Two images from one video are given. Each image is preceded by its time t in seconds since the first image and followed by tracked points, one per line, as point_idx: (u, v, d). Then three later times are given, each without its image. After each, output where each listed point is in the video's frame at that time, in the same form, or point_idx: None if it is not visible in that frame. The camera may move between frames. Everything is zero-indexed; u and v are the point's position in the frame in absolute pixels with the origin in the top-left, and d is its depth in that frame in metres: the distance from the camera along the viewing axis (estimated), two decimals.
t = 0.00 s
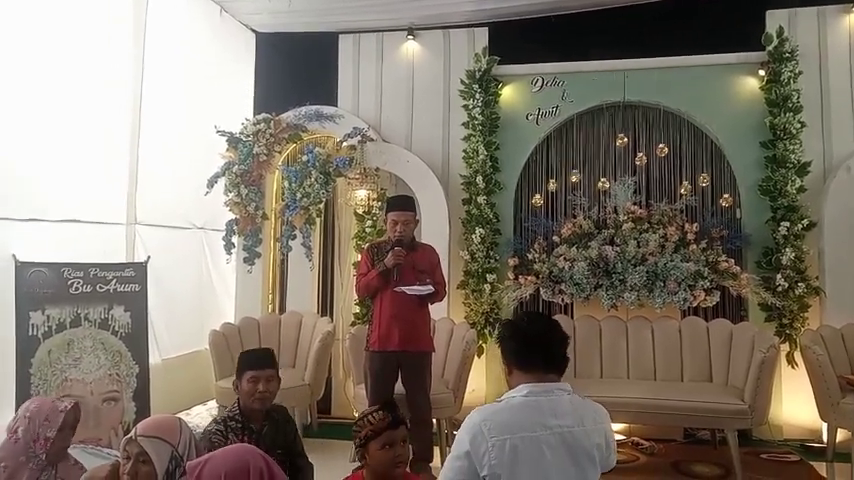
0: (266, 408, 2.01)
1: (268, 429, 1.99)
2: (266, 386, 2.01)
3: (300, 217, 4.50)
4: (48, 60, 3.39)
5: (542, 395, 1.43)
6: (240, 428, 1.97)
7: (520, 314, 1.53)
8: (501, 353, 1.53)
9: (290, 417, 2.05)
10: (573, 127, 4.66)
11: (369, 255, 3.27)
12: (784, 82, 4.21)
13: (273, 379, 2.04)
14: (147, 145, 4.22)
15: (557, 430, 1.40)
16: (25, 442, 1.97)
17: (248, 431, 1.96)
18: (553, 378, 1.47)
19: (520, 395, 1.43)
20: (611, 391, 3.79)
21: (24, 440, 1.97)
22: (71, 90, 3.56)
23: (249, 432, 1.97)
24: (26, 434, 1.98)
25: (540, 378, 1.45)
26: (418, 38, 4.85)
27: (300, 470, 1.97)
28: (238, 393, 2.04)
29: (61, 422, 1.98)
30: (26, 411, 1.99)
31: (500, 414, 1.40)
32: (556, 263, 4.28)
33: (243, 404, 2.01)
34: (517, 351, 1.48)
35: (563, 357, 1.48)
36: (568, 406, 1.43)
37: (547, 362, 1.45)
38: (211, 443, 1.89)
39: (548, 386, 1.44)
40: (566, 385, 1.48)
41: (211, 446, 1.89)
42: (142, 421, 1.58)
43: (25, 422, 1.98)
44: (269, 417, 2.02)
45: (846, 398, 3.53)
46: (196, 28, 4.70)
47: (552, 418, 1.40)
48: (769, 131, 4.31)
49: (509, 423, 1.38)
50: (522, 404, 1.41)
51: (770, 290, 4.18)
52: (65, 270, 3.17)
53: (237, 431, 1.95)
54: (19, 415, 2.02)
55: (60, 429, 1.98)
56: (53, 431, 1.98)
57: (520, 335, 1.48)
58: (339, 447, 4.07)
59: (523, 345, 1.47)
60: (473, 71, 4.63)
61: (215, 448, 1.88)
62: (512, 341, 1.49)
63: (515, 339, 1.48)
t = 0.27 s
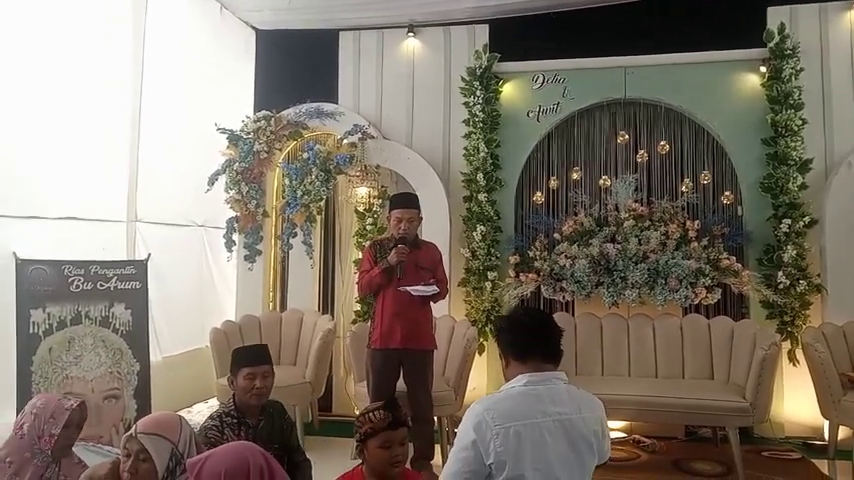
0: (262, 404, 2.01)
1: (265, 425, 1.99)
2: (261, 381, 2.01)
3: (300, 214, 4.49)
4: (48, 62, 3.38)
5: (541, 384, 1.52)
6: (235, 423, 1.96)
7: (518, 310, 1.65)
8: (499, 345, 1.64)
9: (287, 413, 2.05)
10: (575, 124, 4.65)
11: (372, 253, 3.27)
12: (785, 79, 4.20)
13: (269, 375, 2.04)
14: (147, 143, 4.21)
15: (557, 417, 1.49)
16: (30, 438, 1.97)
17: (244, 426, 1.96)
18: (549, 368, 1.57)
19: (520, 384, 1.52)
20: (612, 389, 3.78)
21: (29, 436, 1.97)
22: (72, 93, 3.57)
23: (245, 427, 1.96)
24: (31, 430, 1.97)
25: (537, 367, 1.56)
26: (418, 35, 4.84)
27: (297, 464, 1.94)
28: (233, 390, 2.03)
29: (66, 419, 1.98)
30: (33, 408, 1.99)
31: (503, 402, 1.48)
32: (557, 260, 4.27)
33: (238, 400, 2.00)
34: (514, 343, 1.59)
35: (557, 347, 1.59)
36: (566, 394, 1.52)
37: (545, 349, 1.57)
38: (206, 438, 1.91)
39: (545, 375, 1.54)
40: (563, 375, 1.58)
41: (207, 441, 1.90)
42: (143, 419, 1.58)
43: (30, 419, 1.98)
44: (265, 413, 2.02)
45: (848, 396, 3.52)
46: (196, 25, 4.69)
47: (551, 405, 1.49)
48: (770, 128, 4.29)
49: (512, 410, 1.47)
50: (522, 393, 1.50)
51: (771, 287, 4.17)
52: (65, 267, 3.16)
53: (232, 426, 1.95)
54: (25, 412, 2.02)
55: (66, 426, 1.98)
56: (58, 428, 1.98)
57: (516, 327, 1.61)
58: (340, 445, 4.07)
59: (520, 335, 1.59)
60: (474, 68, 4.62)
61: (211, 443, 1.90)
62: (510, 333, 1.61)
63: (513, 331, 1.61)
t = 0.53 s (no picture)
0: (258, 402, 2.01)
1: (260, 424, 1.99)
2: (256, 380, 2.00)
3: (299, 215, 4.48)
4: (49, 62, 3.39)
5: (537, 381, 1.55)
6: (231, 422, 1.96)
7: (516, 309, 1.65)
8: (497, 344, 1.65)
9: (282, 412, 2.06)
10: (573, 125, 4.65)
11: (372, 253, 3.27)
12: (784, 81, 4.21)
13: (264, 373, 2.04)
14: (146, 144, 4.21)
15: (552, 413, 1.50)
16: (29, 439, 1.96)
17: (239, 425, 1.96)
18: (547, 365, 1.59)
19: (516, 381, 1.55)
20: (610, 389, 3.79)
21: (27, 436, 1.96)
22: (72, 94, 3.57)
23: (240, 425, 1.97)
24: (30, 431, 1.97)
25: (535, 366, 1.58)
26: (418, 36, 4.84)
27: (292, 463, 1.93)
28: (228, 389, 2.02)
29: (65, 420, 1.97)
30: (31, 408, 1.99)
31: (498, 398, 1.51)
32: (556, 262, 4.27)
33: (233, 399, 1.99)
34: (513, 342, 1.60)
35: (555, 346, 1.61)
36: (562, 391, 1.54)
37: (543, 347, 1.59)
38: (203, 437, 1.91)
39: (541, 373, 1.56)
40: (559, 373, 1.60)
41: (204, 440, 1.91)
42: (140, 418, 1.57)
43: (29, 420, 1.98)
44: (260, 411, 2.02)
45: (846, 397, 3.53)
46: (195, 25, 4.69)
47: (546, 401, 1.51)
48: (769, 130, 4.30)
49: (507, 406, 1.49)
50: (518, 389, 1.53)
51: (769, 289, 4.17)
52: (64, 266, 3.16)
53: (228, 425, 1.96)
54: (24, 412, 2.01)
55: (64, 427, 1.97)
56: (56, 429, 1.97)
57: (514, 327, 1.62)
58: (338, 445, 4.07)
59: (517, 334, 1.60)
60: (473, 69, 4.62)
61: (206, 442, 1.90)
62: (509, 333, 1.62)
63: (512, 331, 1.61)
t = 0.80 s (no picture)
0: (253, 401, 2.01)
1: (256, 423, 1.99)
2: (252, 378, 2.01)
3: (298, 214, 4.49)
4: (50, 61, 3.40)
5: (530, 378, 1.58)
6: (227, 421, 1.97)
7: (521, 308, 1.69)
8: (499, 340, 1.69)
9: (279, 411, 2.06)
10: (572, 126, 4.66)
11: (372, 253, 3.28)
12: (783, 82, 4.22)
13: (260, 372, 2.04)
14: (145, 144, 4.22)
15: (540, 409, 1.54)
16: (28, 440, 1.97)
17: (236, 424, 1.97)
18: (543, 363, 1.61)
19: (509, 377, 1.60)
20: (608, 390, 3.79)
21: (26, 437, 1.97)
22: (72, 94, 3.58)
23: (236, 425, 1.97)
24: (29, 432, 1.98)
25: (533, 362, 1.61)
26: (417, 37, 4.85)
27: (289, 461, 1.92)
28: (224, 388, 2.03)
29: (63, 422, 1.97)
30: (32, 409, 2.01)
31: (487, 392, 1.57)
32: (554, 262, 4.28)
33: (229, 398, 2.00)
34: (513, 338, 1.64)
35: (556, 346, 1.63)
36: (555, 389, 1.56)
37: (543, 346, 1.61)
38: (198, 436, 1.92)
39: (537, 369, 1.59)
40: (556, 372, 1.62)
41: (200, 439, 1.92)
42: (139, 417, 1.58)
43: (28, 420, 1.99)
44: (257, 411, 2.02)
45: (843, 398, 3.54)
46: (195, 24, 4.69)
47: (534, 398, 1.55)
48: (768, 131, 4.31)
49: (493, 400, 1.55)
50: (508, 384, 1.57)
51: (767, 290, 4.18)
52: (62, 266, 3.16)
53: (224, 424, 1.96)
54: (24, 412, 2.03)
55: (63, 428, 1.97)
56: (55, 431, 1.97)
57: (517, 325, 1.65)
58: (336, 445, 4.07)
59: (518, 333, 1.63)
60: (472, 69, 4.63)
61: (203, 441, 1.91)
62: (511, 329, 1.66)
63: (514, 328, 1.65)
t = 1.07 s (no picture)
0: (247, 398, 2.00)
1: (251, 420, 1.99)
2: (245, 375, 2.00)
3: (295, 214, 4.48)
4: (51, 61, 3.41)
5: (514, 376, 1.60)
6: (221, 418, 1.96)
7: (512, 308, 1.71)
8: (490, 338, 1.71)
9: (273, 408, 2.06)
10: (570, 128, 4.66)
11: (370, 253, 3.28)
12: (780, 87, 4.23)
13: (253, 369, 2.03)
14: (144, 142, 4.21)
15: (521, 407, 1.55)
16: (26, 435, 1.96)
17: (230, 421, 1.96)
18: (533, 364, 1.63)
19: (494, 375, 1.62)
20: (603, 391, 3.80)
21: (24, 433, 1.97)
22: (71, 92, 3.58)
23: (231, 422, 1.97)
24: (27, 427, 1.97)
25: (523, 361, 1.63)
26: (416, 37, 4.85)
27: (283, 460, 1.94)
28: (217, 385, 2.02)
29: (63, 418, 1.99)
30: (30, 405, 2.01)
31: (469, 389, 1.60)
32: (551, 264, 4.28)
33: (223, 395, 1.99)
34: (504, 337, 1.66)
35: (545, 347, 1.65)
36: (538, 388, 1.57)
37: (531, 346, 1.63)
38: (193, 432, 1.91)
39: (522, 368, 1.61)
40: (542, 372, 1.63)
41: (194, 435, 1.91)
42: (135, 413, 1.57)
43: (27, 416, 1.99)
44: (251, 409, 2.01)
45: (837, 402, 3.55)
46: (194, 23, 4.69)
47: (516, 396, 1.56)
48: (764, 135, 4.32)
49: (474, 397, 1.58)
50: (491, 382, 1.59)
51: (763, 293, 4.19)
52: (59, 262, 3.15)
53: (219, 421, 1.96)
54: (22, 409, 2.03)
55: (62, 424, 1.98)
56: (53, 427, 1.98)
57: (508, 324, 1.68)
58: (331, 444, 4.06)
59: (508, 332, 1.66)
60: (471, 70, 4.63)
61: (197, 438, 1.90)
62: (502, 328, 1.68)
63: (505, 327, 1.67)
